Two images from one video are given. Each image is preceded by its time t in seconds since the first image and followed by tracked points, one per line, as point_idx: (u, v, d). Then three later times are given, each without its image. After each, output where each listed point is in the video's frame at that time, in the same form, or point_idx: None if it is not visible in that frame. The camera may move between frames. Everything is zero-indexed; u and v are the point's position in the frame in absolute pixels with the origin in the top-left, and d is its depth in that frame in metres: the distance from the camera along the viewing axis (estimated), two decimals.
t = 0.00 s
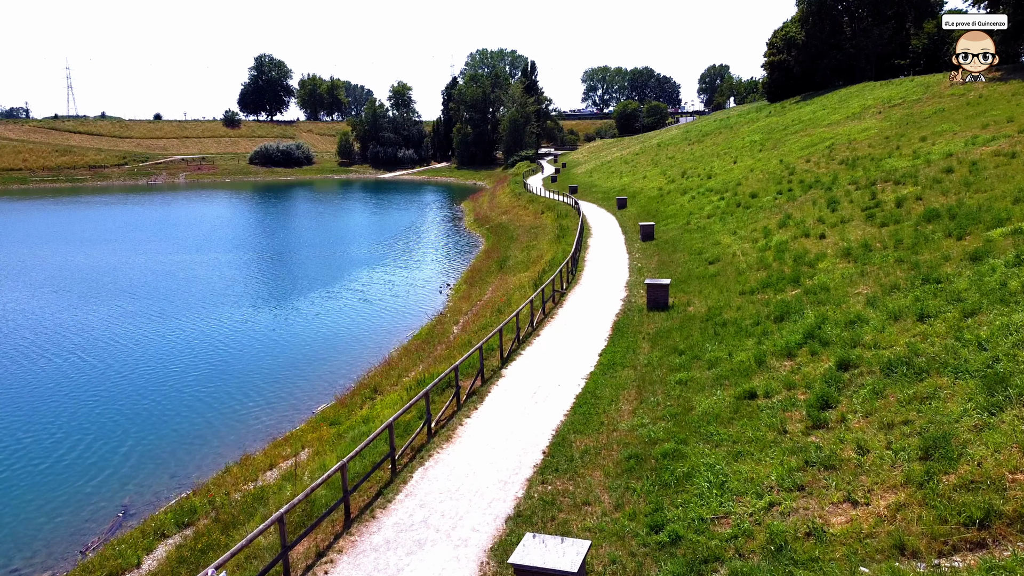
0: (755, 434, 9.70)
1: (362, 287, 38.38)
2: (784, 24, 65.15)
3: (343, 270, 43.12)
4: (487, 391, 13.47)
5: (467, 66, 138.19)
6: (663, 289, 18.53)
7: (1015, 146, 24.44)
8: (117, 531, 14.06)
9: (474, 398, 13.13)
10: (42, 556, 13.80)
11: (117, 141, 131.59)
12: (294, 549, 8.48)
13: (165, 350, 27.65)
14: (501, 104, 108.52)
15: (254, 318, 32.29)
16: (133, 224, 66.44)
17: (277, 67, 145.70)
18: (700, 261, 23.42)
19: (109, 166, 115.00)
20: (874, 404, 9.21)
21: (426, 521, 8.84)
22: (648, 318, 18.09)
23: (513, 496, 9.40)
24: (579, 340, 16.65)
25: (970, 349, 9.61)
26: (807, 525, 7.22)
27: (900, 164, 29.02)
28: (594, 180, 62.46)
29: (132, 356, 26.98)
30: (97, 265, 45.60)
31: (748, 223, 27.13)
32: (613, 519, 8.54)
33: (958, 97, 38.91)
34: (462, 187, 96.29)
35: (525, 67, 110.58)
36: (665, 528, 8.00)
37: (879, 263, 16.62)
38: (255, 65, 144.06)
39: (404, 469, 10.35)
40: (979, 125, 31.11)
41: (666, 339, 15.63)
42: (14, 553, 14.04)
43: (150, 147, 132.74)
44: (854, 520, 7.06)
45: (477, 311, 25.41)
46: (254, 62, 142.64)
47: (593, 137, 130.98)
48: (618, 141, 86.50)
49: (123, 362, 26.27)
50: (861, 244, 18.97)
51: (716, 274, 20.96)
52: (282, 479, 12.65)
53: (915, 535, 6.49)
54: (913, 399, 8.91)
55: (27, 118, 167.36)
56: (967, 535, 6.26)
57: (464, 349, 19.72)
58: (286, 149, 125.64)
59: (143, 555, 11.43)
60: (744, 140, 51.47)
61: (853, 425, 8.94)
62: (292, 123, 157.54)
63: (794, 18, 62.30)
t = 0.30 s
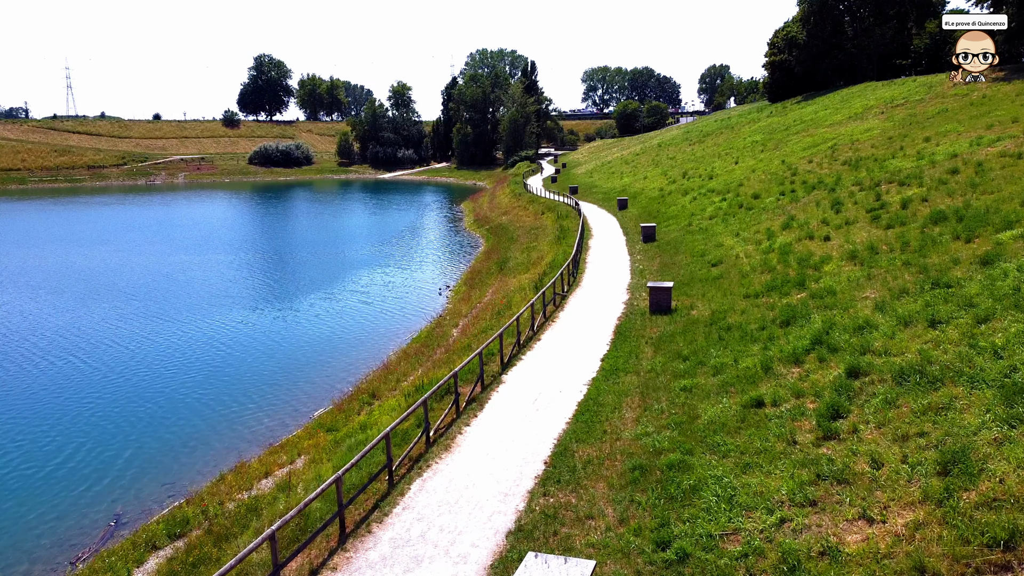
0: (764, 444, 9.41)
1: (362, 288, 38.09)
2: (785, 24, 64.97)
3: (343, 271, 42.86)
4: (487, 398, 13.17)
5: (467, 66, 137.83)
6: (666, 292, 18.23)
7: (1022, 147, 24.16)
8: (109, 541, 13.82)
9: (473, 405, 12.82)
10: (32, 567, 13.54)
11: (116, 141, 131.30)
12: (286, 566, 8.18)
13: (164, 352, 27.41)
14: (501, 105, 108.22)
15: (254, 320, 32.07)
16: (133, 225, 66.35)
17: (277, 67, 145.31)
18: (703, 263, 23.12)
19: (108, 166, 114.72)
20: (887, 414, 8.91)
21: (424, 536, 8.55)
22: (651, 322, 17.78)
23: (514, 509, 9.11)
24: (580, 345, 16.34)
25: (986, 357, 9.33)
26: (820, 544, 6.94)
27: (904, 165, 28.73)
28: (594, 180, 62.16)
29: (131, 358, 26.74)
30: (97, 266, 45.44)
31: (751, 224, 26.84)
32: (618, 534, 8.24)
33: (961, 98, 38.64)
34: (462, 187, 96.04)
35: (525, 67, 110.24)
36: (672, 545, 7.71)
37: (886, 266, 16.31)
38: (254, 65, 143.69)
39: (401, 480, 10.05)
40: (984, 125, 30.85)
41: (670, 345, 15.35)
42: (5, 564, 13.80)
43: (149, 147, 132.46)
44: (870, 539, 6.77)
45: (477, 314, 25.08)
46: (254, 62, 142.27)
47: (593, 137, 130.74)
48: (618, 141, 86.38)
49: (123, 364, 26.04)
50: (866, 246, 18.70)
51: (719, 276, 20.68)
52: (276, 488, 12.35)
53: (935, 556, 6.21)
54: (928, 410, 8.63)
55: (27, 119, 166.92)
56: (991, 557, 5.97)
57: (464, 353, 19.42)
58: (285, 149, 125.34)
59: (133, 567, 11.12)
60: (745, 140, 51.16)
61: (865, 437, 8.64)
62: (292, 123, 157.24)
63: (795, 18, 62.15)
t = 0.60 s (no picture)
0: (776, 461, 8.97)
1: (362, 289, 37.70)
2: (787, 24, 64.65)
3: (343, 272, 42.45)
4: (486, 408, 12.73)
5: (467, 66, 137.34)
6: (669, 297, 17.85)
7: None
8: (96, 556, 13.39)
9: (473, 416, 12.39)
10: None
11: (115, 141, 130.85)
12: None
13: (160, 355, 27.01)
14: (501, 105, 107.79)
15: (252, 322, 31.68)
16: (132, 225, 66.02)
17: (276, 67, 144.82)
18: (707, 266, 22.66)
19: (106, 166, 114.26)
20: (908, 430, 8.48)
21: (420, 559, 8.11)
22: (655, 328, 17.33)
23: (515, 529, 8.67)
24: (583, 351, 15.91)
25: (1011, 370, 8.90)
26: (844, 573, 6.50)
27: (910, 165, 28.29)
28: (595, 180, 61.73)
29: (127, 361, 26.33)
30: (94, 267, 45.04)
31: (755, 226, 26.41)
32: (625, 558, 7.80)
33: (966, 98, 38.21)
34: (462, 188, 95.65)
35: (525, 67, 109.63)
36: (684, 571, 7.28)
37: (897, 271, 15.87)
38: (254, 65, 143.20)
39: (396, 498, 9.60)
40: (991, 125, 30.44)
41: (675, 352, 14.90)
42: None
43: (148, 147, 131.97)
44: (897, 569, 6.34)
45: (475, 318, 24.62)
46: (253, 62, 141.79)
47: (593, 137, 130.37)
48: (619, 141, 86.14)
49: (119, 368, 25.61)
50: (875, 249, 18.27)
51: (724, 280, 20.26)
52: (268, 502, 11.89)
53: None
54: (951, 426, 8.21)
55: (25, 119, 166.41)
56: None
57: (463, 359, 18.98)
58: (285, 149, 124.88)
59: None
60: (748, 141, 50.75)
61: (885, 454, 8.21)
62: (291, 123, 156.79)
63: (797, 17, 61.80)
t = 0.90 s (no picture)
0: (791, 479, 8.52)
1: (361, 291, 37.26)
2: (788, 24, 64.14)
3: (342, 274, 42.01)
4: (486, 420, 12.27)
5: (467, 66, 136.86)
6: (673, 301, 17.43)
7: None
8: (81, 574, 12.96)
9: (472, 428, 11.93)
10: None
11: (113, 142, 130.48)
12: None
13: (156, 360, 26.55)
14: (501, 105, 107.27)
15: (249, 325, 31.25)
16: (130, 226, 65.59)
17: (276, 67, 144.47)
18: (712, 269, 22.19)
19: (105, 166, 113.80)
20: (932, 448, 8.04)
21: None
22: (659, 334, 16.87)
23: (516, 553, 8.21)
24: (586, 359, 15.43)
25: None
26: None
27: (917, 166, 27.83)
28: (596, 181, 61.30)
29: (122, 366, 25.88)
30: (91, 270, 44.60)
31: (760, 228, 25.97)
32: None
33: (972, 98, 37.73)
34: (462, 188, 95.23)
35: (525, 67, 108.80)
36: None
37: (909, 275, 15.40)
38: (253, 65, 142.81)
39: (391, 518, 9.14)
40: (998, 125, 30.00)
41: (681, 360, 14.43)
42: None
43: (146, 147, 131.52)
44: None
45: (475, 322, 24.13)
46: (253, 62, 141.43)
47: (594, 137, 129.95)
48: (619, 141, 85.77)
49: (114, 373, 25.16)
50: (885, 253, 17.80)
51: (730, 284, 19.81)
52: (258, 517, 11.43)
53: None
54: (978, 444, 7.79)
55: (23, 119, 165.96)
56: None
57: (462, 365, 18.51)
58: (284, 149, 124.42)
59: None
60: (750, 141, 50.32)
61: (908, 474, 7.77)
62: (291, 123, 156.37)
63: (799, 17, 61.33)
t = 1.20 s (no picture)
0: (815, 507, 7.94)
1: (359, 294, 36.63)
2: (790, 23, 63.50)
3: (340, 276, 41.38)
4: (485, 436, 11.67)
5: (466, 66, 136.20)
6: (679, 308, 16.82)
7: None
8: None
9: (470, 446, 11.31)
10: None
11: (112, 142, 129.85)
12: None
13: (150, 365, 25.92)
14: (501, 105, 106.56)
15: (245, 329, 30.60)
16: (127, 227, 64.99)
17: (275, 67, 143.80)
18: (718, 274, 21.57)
19: (103, 167, 113.20)
20: (968, 476, 7.48)
21: None
22: (665, 342, 16.25)
23: None
24: (589, 368, 14.81)
25: None
26: None
27: (926, 168, 27.23)
28: (597, 181, 60.68)
29: (115, 372, 25.27)
30: (86, 272, 43.96)
31: (766, 231, 25.37)
32: None
33: (979, 97, 37.12)
34: (462, 188, 94.70)
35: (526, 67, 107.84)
36: None
37: (926, 282, 14.80)
38: (252, 65, 142.19)
39: (385, 547, 8.55)
40: (1008, 125, 29.41)
41: (689, 370, 13.83)
42: None
43: (145, 147, 130.89)
44: None
45: (474, 327, 23.50)
46: (251, 61, 140.80)
47: (594, 137, 129.34)
48: (620, 141, 85.21)
49: (107, 379, 24.52)
50: (899, 258, 17.20)
51: (737, 289, 19.21)
52: (244, 540, 10.83)
53: None
54: (1020, 473, 7.23)
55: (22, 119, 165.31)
56: None
57: (461, 374, 17.89)
58: (282, 149, 123.80)
59: None
60: (753, 142, 49.68)
61: (944, 506, 7.20)
62: (290, 123, 155.74)
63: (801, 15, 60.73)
